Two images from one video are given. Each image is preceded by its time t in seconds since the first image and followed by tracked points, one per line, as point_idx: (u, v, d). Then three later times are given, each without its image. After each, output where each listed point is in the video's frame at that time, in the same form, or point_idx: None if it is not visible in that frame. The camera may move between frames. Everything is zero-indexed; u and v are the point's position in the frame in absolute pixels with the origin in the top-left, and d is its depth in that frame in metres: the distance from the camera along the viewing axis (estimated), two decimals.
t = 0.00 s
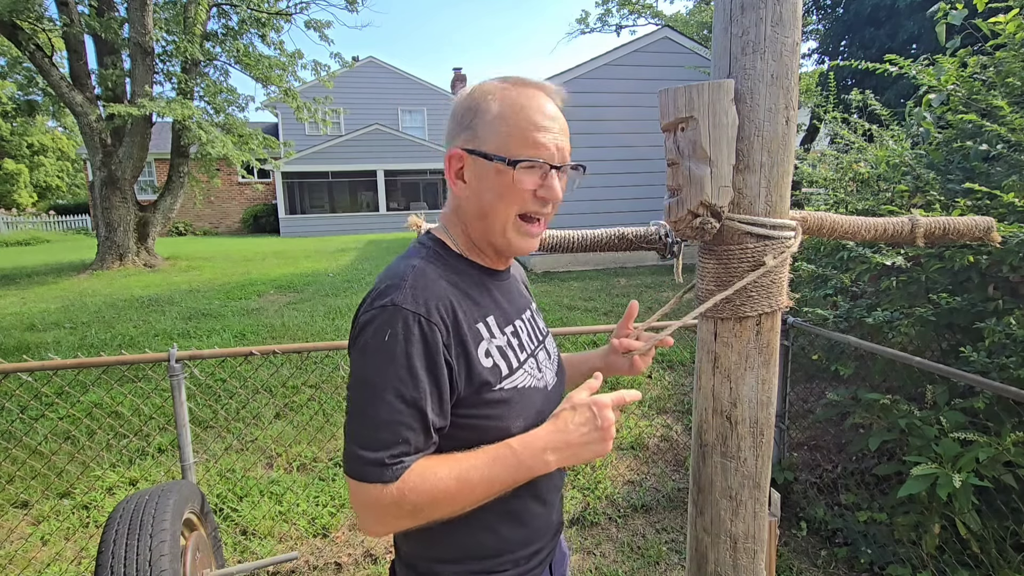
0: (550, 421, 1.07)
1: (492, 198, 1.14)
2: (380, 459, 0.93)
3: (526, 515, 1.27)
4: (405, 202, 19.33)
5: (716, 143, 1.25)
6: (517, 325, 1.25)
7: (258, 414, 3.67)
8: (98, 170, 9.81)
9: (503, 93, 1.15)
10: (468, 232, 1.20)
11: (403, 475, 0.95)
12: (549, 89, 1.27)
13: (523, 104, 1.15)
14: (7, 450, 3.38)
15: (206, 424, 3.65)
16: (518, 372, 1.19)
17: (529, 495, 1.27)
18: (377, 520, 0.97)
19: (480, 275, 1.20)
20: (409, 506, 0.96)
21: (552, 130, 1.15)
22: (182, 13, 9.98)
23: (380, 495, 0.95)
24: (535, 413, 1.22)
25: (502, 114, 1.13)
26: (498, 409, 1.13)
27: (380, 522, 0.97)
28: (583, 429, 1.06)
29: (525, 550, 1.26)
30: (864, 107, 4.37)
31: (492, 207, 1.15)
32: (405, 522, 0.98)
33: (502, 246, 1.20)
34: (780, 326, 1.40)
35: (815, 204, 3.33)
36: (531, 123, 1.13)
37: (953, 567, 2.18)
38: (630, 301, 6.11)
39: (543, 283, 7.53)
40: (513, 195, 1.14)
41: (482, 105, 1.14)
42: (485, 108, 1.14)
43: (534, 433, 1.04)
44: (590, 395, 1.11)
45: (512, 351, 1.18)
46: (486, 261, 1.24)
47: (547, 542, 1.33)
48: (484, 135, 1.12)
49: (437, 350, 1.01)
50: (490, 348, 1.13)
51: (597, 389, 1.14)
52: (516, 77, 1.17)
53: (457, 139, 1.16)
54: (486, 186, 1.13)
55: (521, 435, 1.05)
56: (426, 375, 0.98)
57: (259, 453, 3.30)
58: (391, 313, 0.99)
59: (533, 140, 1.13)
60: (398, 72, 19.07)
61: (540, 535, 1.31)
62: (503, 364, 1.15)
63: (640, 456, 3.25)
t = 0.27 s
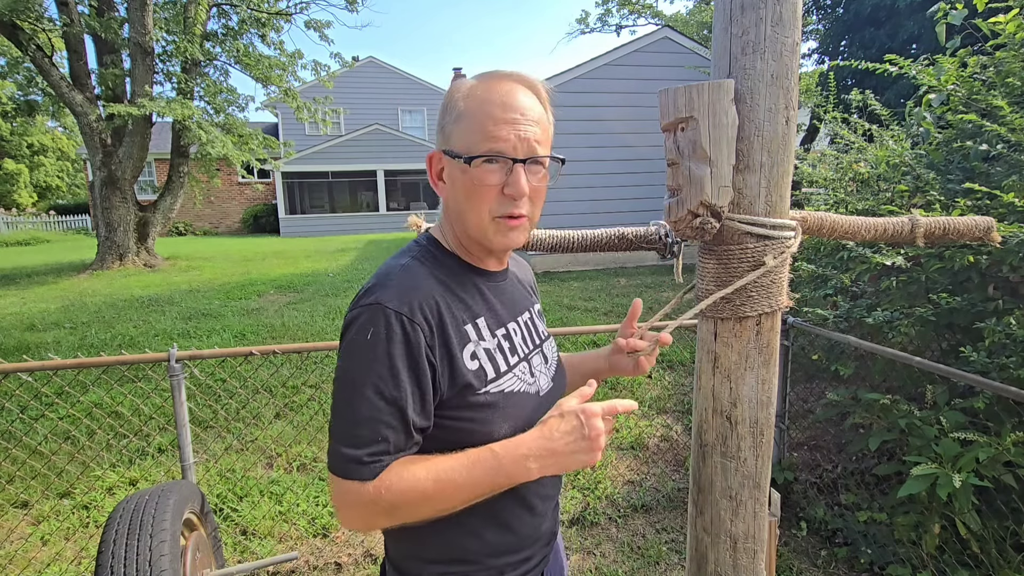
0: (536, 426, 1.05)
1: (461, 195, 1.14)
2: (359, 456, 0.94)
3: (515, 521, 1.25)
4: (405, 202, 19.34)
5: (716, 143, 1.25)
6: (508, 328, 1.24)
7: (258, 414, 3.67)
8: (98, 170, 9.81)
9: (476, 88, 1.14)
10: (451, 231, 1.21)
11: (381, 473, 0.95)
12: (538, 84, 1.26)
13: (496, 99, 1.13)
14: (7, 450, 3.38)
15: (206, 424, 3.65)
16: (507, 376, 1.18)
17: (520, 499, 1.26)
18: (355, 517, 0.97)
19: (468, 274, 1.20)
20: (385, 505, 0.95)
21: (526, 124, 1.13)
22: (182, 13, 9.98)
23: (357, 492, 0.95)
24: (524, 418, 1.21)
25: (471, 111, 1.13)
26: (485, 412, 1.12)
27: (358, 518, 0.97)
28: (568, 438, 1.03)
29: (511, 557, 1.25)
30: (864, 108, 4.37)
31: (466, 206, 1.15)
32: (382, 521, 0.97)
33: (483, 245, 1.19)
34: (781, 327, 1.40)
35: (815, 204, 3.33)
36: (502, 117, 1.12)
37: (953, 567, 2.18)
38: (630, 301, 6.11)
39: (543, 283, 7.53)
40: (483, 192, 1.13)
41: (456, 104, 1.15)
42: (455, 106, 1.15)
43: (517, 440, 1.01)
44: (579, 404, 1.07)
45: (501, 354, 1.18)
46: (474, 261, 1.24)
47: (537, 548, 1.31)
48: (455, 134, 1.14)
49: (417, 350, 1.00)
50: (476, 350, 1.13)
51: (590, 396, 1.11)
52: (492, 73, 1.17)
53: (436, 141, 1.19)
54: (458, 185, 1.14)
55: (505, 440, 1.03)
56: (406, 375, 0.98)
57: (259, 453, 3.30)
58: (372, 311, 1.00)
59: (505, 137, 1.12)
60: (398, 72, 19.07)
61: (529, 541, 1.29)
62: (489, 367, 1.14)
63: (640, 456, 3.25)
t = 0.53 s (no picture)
0: (517, 439, 1.03)
1: (446, 195, 1.14)
2: (331, 460, 0.93)
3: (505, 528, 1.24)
4: (404, 202, 19.33)
5: (716, 143, 1.25)
6: (495, 333, 1.22)
7: (258, 414, 3.67)
8: (98, 170, 9.81)
9: (459, 86, 1.14)
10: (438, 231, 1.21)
11: (353, 477, 0.94)
12: (525, 80, 1.24)
13: (477, 98, 1.13)
14: (7, 451, 3.38)
15: (206, 424, 3.65)
16: (493, 383, 1.16)
17: (509, 508, 1.24)
18: (327, 520, 0.97)
19: (454, 276, 1.20)
20: (355, 511, 0.95)
21: (510, 121, 1.13)
22: (182, 13, 9.98)
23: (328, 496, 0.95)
24: (510, 425, 1.19)
25: (452, 109, 1.12)
26: (469, 418, 1.11)
27: (330, 522, 0.97)
28: (545, 454, 1.00)
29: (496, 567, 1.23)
30: (864, 108, 4.37)
31: (451, 206, 1.15)
32: (354, 525, 0.97)
33: (469, 245, 1.18)
34: (781, 327, 1.40)
35: (815, 204, 3.33)
36: (484, 115, 1.11)
37: (953, 567, 2.18)
38: (630, 301, 6.11)
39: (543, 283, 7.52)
40: (465, 190, 1.13)
41: (438, 104, 1.15)
42: (438, 105, 1.15)
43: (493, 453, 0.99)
44: (558, 420, 1.03)
45: (485, 360, 1.16)
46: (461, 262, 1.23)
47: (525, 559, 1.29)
48: (436, 134, 1.14)
49: (394, 355, 0.99)
50: (458, 355, 1.11)
51: (576, 410, 1.07)
52: (477, 71, 1.16)
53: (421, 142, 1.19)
54: (442, 184, 1.14)
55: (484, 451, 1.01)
56: (381, 379, 0.97)
57: (259, 453, 3.30)
58: (349, 315, 0.99)
59: (486, 134, 1.11)
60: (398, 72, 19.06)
61: (515, 552, 1.26)
62: (472, 373, 1.13)
63: (641, 456, 3.24)
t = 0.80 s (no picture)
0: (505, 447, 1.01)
1: (433, 198, 1.14)
2: (317, 470, 0.93)
3: (499, 533, 1.23)
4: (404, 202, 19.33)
5: (716, 143, 1.25)
6: (484, 339, 1.22)
7: (258, 414, 3.67)
8: (98, 170, 9.81)
9: (443, 86, 1.13)
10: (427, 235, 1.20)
11: (338, 488, 0.94)
12: (512, 78, 1.23)
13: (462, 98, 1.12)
14: (7, 450, 3.38)
15: (206, 424, 3.65)
16: (482, 389, 1.16)
17: (502, 512, 1.24)
18: (313, 531, 0.96)
19: (443, 281, 1.20)
20: (339, 522, 0.94)
21: (497, 121, 1.12)
22: (182, 13, 9.98)
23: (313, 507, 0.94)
24: (501, 432, 1.18)
25: (437, 110, 1.12)
26: (457, 425, 1.10)
27: (315, 533, 0.96)
28: (532, 464, 0.98)
29: (489, 574, 1.22)
30: (863, 108, 4.37)
31: (437, 210, 1.14)
32: (340, 536, 0.96)
33: (457, 248, 1.18)
34: (781, 326, 1.40)
35: (815, 204, 3.32)
36: (469, 116, 1.11)
37: (953, 567, 2.17)
38: (630, 301, 6.11)
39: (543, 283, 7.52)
40: (451, 193, 1.12)
41: (423, 104, 1.14)
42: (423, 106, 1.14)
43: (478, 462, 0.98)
44: (544, 429, 1.01)
45: (473, 366, 1.16)
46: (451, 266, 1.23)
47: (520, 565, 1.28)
48: (421, 136, 1.13)
49: (380, 363, 0.98)
50: (446, 362, 1.11)
51: (566, 416, 1.05)
52: (462, 70, 1.16)
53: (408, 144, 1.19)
54: (429, 187, 1.13)
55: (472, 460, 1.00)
56: (366, 388, 0.97)
57: (259, 453, 3.30)
58: (334, 322, 0.99)
59: (473, 135, 1.10)
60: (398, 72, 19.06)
61: (510, 557, 1.26)
62: (460, 380, 1.12)
63: (641, 456, 3.25)
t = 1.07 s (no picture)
0: (501, 451, 1.01)
1: (416, 198, 1.13)
2: (308, 484, 0.92)
3: (498, 536, 1.24)
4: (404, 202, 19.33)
5: (716, 143, 1.25)
6: (476, 343, 1.22)
7: (258, 414, 3.67)
8: (98, 170, 9.81)
9: (420, 84, 1.13)
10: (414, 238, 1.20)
11: (330, 501, 0.93)
12: (491, 72, 1.23)
13: (440, 94, 1.12)
14: (7, 450, 3.38)
15: (206, 423, 3.65)
16: (475, 392, 1.15)
17: (501, 514, 1.24)
18: (307, 546, 0.95)
19: (437, 286, 1.20)
20: (333, 535, 0.93)
21: (476, 115, 1.12)
22: (182, 13, 9.99)
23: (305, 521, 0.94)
24: (496, 435, 1.17)
25: (416, 109, 1.12)
26: (451, 429, 1.10)
27: (309, 548, 0.95)
28: (529, 466, 0.98)
29: None
30: (863, 108, 4.37)
31: (423, 209, 1.14)
32: (334, 551, 0.95)
33: (445, 246, 1.17)
34: (781, 326, 1.40)
35: (815, 204, 3.32)
36: (447, 111, 1.11)
37: (953, 567, 2.18)
38: (630, 301, 6.11)
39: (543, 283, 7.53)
40: (435, 191, 1.12)
41: (400, 104, 1.15)
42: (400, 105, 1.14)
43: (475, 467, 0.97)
44: (540, 430, 1.01)
45: (466, 370, 1.16)
46: (440, 268, 1.23)
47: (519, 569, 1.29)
48: (400, 136, 1.13)
49: (367, 369, 0.97)
50: (438, 366, 1.11)
51: (563, 417, 1.05)
52: (435, 67, 1.16)
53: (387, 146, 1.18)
54: (412, 187, 1.13)
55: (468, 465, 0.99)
56: (355, 395, 0.95)
57: (259, 453, 3.30)
58: (319, 329, 0.98)
59: (453, 130, 1.11)
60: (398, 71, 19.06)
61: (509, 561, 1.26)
62: (453, 384, 1.12)
63: (641, 456, 3.25)
